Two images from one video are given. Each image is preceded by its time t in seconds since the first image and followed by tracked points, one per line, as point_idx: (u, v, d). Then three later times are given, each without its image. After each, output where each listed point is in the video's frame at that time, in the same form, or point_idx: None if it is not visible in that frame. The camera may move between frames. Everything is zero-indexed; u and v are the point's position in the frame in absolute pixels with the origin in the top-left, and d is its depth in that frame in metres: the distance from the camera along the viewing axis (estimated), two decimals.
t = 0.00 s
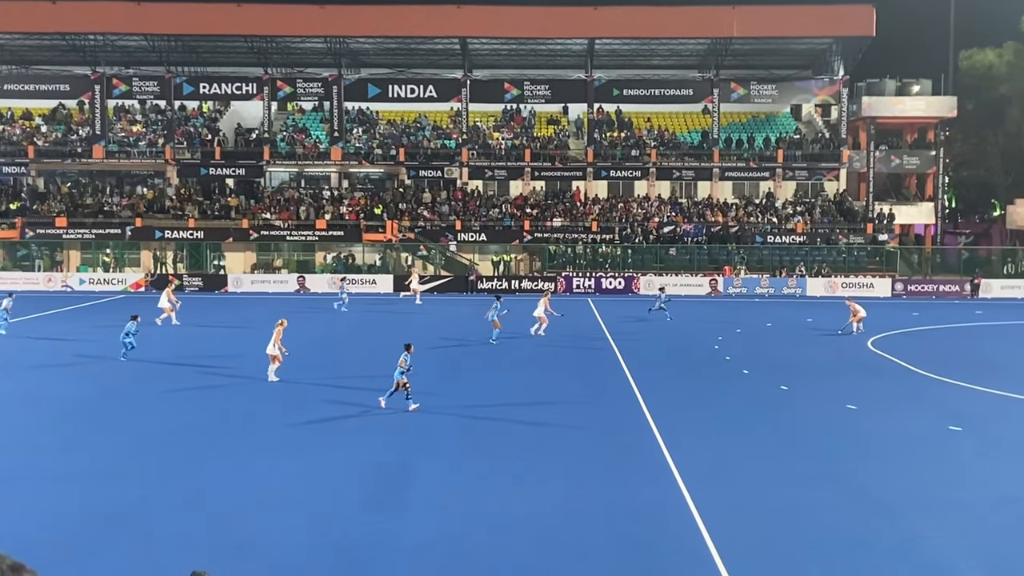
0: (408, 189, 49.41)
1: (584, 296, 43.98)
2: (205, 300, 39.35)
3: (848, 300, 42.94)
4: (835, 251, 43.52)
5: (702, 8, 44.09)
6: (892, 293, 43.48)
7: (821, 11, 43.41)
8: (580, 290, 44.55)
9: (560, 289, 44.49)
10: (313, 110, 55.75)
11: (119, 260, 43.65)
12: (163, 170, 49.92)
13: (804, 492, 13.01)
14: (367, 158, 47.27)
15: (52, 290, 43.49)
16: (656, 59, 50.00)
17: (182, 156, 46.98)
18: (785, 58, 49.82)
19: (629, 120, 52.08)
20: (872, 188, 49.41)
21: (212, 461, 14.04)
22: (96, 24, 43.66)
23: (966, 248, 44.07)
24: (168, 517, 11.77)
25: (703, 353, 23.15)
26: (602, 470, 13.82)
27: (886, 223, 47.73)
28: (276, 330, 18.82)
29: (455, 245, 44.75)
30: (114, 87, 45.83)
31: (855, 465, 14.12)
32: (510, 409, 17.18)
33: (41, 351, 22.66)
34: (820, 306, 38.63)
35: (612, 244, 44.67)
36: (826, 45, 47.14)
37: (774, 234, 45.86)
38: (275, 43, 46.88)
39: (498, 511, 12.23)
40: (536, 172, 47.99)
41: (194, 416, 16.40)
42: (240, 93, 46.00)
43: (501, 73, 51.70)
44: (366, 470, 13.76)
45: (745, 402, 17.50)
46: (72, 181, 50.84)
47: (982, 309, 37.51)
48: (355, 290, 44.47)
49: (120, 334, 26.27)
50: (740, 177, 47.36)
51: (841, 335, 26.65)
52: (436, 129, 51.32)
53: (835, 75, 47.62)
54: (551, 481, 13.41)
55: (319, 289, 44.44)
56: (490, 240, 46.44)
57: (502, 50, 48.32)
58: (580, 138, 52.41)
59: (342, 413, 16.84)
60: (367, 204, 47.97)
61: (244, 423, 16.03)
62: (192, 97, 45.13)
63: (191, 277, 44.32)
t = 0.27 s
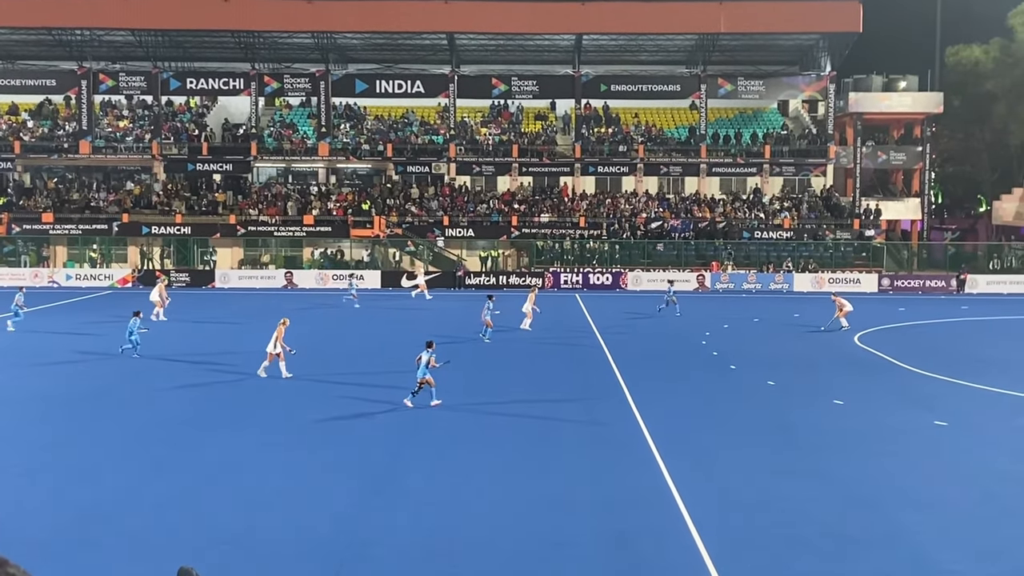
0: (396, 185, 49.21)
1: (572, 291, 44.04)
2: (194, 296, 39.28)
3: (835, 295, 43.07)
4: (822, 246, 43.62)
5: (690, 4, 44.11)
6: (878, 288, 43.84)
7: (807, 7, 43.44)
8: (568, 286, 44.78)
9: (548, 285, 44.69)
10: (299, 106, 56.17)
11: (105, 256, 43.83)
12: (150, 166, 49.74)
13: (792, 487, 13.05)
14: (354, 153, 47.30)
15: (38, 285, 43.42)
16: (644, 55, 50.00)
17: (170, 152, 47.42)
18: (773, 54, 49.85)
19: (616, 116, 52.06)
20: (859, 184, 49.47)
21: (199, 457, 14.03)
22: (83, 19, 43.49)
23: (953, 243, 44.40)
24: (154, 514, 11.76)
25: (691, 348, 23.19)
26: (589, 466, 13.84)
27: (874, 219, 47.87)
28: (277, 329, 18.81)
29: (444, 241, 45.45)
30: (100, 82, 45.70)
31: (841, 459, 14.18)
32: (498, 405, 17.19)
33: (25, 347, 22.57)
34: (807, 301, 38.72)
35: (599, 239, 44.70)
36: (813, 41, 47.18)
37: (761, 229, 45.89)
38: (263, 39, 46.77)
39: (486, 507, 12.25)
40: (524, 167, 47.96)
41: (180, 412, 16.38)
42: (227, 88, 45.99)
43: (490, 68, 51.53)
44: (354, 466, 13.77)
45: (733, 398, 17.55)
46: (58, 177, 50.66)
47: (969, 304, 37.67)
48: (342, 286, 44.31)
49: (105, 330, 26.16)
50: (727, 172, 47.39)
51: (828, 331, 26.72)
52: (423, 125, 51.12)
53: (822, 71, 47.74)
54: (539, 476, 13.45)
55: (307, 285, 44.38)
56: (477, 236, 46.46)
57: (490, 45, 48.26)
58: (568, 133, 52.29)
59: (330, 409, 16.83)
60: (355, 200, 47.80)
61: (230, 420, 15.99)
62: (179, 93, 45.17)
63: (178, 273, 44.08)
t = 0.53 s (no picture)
0: (390, 181, 49.19)
1: (566, 288, 44.08)
2: (189, 293, 39.26)
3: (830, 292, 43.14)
4: (816, 243, 43.68)
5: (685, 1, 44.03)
6: (872, 285, 43.72)
7: (801, 4, 43.37)
8: (563, 283, 44.79)
9: (542, 281, 44.74)
10: (294, 104, 55.71)
11: (100, 253, 43.75)
12: (144, 163, 49.68)
13: (785, 484, 13.05)
14: (349, 150, 47.27)
15: (32, 282, 43.37)
16: (638, 52, 50.00)
17: (164, 149, 47.23)
18: (768, 51, 49.82)
19: (611, 113, 52.01)
20: (853, 181, 49.47)
21: (192, 454, 14.02)
22: (76, 16, 43.37)
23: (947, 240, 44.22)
24: (149, 511, 11.77)
25: (685, 345, 23.22)
26: (584, 463, 13.86)
27: (868, 215, 47.78)
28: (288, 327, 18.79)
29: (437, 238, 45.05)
30: (95, 79, 45.71)
31: (835, 456, 14.20)
32: (492, 403, 17.17)
33: (16, 344, 22.51)
34: (801, 298, 38.80)
35: (594, 236, 44.73)
36: (808, 38, 47.14)
37: (756, 226, 45.80)
38: (258, 36, 46.76)
39: (480, 504, 12.25)
40: (518, 164, 47.99)
41: (174, 410, 16.37)
42: (221, 85, 45.89)
43: (483, 66, 52.40)
44: (347, 463, 13.78)
45: (727, 395, 17.54)
46: (53, 173, 50.59)
47: (962, 301, 37.75)
48: (336, 282, 44.35)
49: (98, 328, 26.10)
50: (722, 169, 47.51)
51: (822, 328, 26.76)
52: (417, 121, 51.06)
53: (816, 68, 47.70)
54: (533, 473, 13.45)
55: (301, 282, 44.48)
56: (471, 232, 46.52)
57: (484, 42, 48.24)
58: (561, 130, 52.38)
59: (323, 406, 16.84)
60: (349, 197, 47.80)
61: (224, 417, 16.00)
62: (174, 89, 44.96)
63: (172, 270, 44.18)
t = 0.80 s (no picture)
0: (389, 179, 49.21)
1: (564, 286, 44.11)
2: (187, 290, 39.25)
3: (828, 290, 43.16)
4: (815, 241, 43.67)
5: None
6: (871, 282, 43.80)
7: (800, 2, 43.35)
8: (561, 280, 44.85)
9: (541, 279, 44.78)
10: (292, 100, 55.99)
11: (99, 250, 43.55)
12: (143, 160, 49.68)
13: (784, 482, 13.04)
14: (348, 147, 47.35)
15: (30, 280, 43.32)
16: (637, 49, 50.03)
17: (162, 146, 47.08)
18: (767, 49, 49.82)
19: (610, 110, 51.99)
20: (852, 179, 49.48)
21: (190, 452, 14.00)
22: (74, 13, 43.29)
23: (946, 238, 44.12)
24: (147, 508, 11.75)
25: (684, 343, 23.20)
26: (584, 460, 13.85)
27: (866, 213, 47.89)
28: (305, 327, 18.53)
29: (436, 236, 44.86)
30: (93, 76, 45.71)
31: (835, 454, 14.18)
32: (490, 400, 17.16)
33: (14, 342, 22.47)
34: (799, 296, 38.81)
35: (593, 234, 44.69)
36: (807, 36, 47.12)
37: (755, 224, 45.88)
38: (257, 33, 46.75)
39: (479, 502, 12.24)
40: (516, 161, 48.02)
41: (172, 407, 16.36)
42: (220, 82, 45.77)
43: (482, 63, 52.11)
44: (346, 460, 13.77)
45: (726, 393, 17.52)
46: (51, 171, 50.59)
47: (961, 299, 37.75)
48: (335, 280, 44.41)
49: (96, 325, 26.07)
50: (721, 167, 47.53)
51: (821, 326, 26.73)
52: (416, 119, 51.01)
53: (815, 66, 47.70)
54: (532, 470, 13.43)
55: (300, 279, 44.55)
56: (470, 230, 46.51)
57: (483, 39, 48.24)
58: (560, 128, 52.39)
59: (321, 403, 16.81)
60: (348, 194, 47.83)
61: (223, 414, 15.98)
62: (173, 87, 44.82)
63: (171, 267, 44.28)
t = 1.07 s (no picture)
0: (390, 177, 49.14)
1: (566, 285, 44.10)
2: (188, 288, 39.26)
3: (830, 289, 43.14)
4: (817, 240, 43.67)
5: None
6: (872, 281, 43.84)
7: None
8: (563, 279, 44.84)
9: (542, 277, 44.74)
10: (294, 98, 55.99)
11: (100, 249, 43.54)
12: (144, 158, 49.68)
13: (785, 481, 13.02)
14: (349, 146, 47.35)
15: (32, 278, 43.45)
16: (638, 48, 50.01)
17: (164, 144, 47.08)
18: (769, 47, 49.76)
19: (611, 109, 51.95)
20: (853, 178, 49.44)
21: (192, 450, 14.00)
22: (75, 11, 43.26)
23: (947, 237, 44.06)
24: (149, 507, 11.75)
25: (685, 342, 23.16)
26: (585, 459, 13.87)
27: (867, 212, 47.84)
28: (323, 326, 18.42)
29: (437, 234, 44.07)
30: (94, 74, 45.64)
31: (837, 453, 14.17)
32: (492, 399, 17.14)
33: (16, 340, 22.50)
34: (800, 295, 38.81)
35: (594, 233, 44.69)
36: (809, 34, 47.12)
37: (756, 222, 45.91)
38: (257, 31, 46.74)
39: (480, 501, 12.23)
40: (518, 160, 48.03)
41: (175, 405, 16.36)
42: (221, 80, 45.73)
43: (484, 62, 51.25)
44: (348, 459, 13.75)
45: (728, 392, 17.49)
46: (52, 169, 50.64)
47: (962, 298, 37.71)
48: (336, 278, 44.41)
49: (98, 323, 26.09)
50: (722, 166, 47.52)
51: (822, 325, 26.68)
52: (418, 117, 50.88)
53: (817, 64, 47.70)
54: (534, 469, 13.41)
55: (300, 278, 44.54)
56: (472, 228, 46.60)
57: (484, 38, 48.19)
58: (561, 126, 52.40)
59: (323, 402, 16.80)
60: (350, 193, 47.81)
61: (225, 413, 15.98)
62: (173, 85, 44.95)
63: (172, 266, 44.28)
